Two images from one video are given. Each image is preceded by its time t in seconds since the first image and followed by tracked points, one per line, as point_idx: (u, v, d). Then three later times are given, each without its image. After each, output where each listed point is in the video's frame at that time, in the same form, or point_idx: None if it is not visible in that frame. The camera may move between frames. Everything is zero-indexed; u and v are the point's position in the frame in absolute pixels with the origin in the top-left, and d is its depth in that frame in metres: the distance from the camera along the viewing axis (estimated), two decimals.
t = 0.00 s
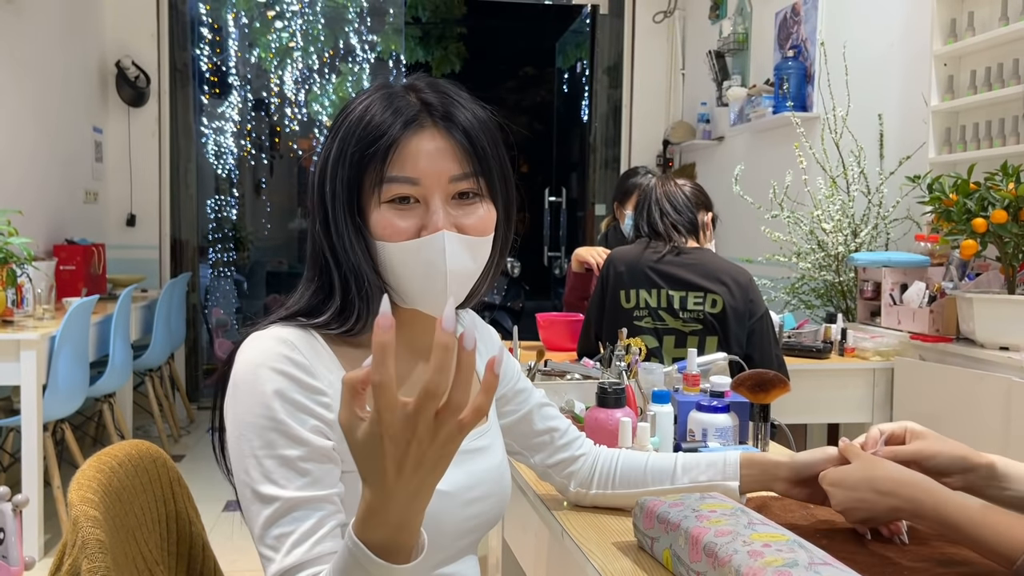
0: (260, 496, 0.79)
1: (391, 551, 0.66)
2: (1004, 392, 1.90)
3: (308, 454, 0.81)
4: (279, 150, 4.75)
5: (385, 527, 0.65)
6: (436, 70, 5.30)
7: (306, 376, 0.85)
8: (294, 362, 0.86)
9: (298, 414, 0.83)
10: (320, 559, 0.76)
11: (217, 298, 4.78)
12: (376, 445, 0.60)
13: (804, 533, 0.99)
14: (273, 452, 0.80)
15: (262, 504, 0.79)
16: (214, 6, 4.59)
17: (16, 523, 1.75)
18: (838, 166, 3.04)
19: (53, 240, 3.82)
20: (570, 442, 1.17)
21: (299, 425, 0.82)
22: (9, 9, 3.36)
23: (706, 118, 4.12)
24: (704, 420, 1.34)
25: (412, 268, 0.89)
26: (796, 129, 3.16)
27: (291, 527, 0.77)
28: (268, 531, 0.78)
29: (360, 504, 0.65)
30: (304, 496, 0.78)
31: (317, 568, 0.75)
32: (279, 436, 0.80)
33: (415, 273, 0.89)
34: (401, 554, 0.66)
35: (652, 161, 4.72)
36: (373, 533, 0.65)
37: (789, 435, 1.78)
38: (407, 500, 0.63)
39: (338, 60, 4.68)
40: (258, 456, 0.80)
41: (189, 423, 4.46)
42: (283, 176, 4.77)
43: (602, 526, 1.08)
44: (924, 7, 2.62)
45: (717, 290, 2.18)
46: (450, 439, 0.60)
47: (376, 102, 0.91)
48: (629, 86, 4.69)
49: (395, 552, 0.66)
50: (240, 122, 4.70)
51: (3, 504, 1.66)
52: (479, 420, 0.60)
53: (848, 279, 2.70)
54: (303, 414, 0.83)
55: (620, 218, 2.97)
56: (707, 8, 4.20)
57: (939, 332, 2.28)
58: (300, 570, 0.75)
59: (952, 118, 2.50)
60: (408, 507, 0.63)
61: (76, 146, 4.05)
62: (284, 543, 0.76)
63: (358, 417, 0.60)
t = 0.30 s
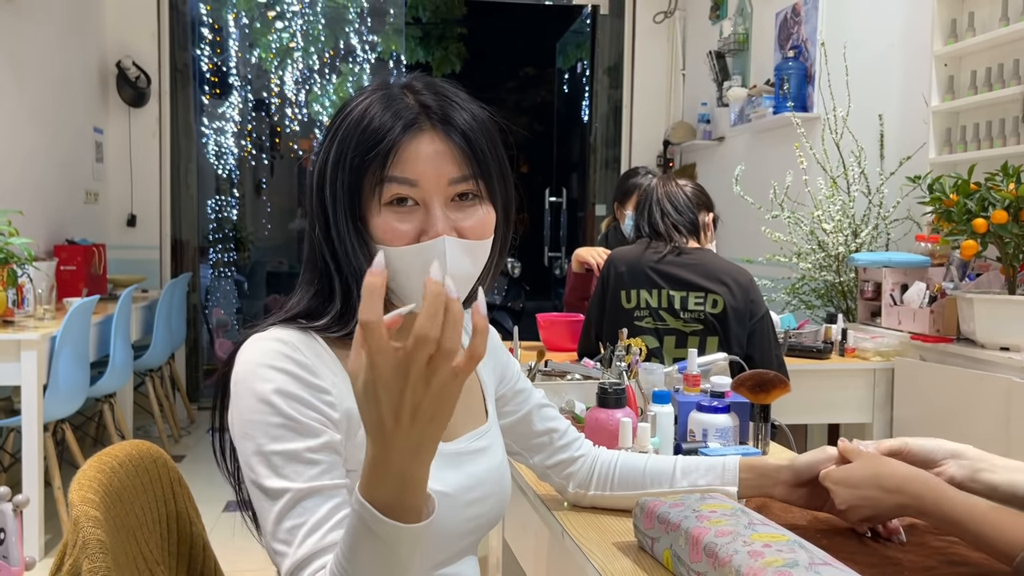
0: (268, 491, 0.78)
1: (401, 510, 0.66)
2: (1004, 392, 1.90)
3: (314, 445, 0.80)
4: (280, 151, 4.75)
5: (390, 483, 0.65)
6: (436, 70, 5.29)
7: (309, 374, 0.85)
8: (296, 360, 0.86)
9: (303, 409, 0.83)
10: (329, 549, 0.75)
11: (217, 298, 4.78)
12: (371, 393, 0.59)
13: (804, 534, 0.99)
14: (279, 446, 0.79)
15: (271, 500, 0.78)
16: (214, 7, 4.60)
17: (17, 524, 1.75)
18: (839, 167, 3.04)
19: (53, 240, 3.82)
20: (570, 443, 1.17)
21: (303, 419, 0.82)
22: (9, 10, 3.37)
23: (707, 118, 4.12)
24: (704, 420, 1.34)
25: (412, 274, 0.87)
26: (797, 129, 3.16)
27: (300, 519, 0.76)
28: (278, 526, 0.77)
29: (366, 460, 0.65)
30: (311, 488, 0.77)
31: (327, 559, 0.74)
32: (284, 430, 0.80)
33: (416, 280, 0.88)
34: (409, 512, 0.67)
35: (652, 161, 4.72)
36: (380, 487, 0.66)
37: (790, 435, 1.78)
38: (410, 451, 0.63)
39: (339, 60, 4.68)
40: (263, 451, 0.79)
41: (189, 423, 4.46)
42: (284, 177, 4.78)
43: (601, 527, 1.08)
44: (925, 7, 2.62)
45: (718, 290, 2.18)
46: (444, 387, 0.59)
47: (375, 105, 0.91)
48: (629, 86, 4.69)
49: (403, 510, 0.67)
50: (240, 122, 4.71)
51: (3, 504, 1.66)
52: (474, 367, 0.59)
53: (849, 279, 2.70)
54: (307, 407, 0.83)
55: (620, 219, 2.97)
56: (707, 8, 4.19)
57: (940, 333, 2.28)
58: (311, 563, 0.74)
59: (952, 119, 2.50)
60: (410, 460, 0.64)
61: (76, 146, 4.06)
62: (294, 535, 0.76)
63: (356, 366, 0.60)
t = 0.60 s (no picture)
0: (267, 486, 0.78)
1: (394, 502, 0.64)
2: (1006, 392, 1.90)
3: (313, 440, 0.79)
4: (280, 151, 4.75)
5: (384, 472, 0.63)
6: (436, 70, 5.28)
7: (311, 372, 0.85)
8: (298, 358, 0.85)
9: (304, 405, 0.82)
10: (325, 544, 0.73)
11: (218, 299, 4.78)
12: (364, 376, 0.59)
13: (804, 534, 0.99)
14: (277, 441, 0.79)
15: (270, 495, 0.78)
16: (214, 7, 4.59)
17: (17, 525, 1.75)
18: (840, 167, 3.04)
19: (53, 240, 3.82)
20: (572, 443, 1.16)
21: (302, 415, 0.81)
22: (9, 10, 3.37)
23: (707, 118, 4.11)
24: (705, 421, 1.34)
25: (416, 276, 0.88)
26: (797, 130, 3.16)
27: (297, 515, 0.75)
28: (275, 521, 0.76)
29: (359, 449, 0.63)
30: (311, 481, 0.76)
31: (322, 553, 0.72)
32: (284, 425, 0.80)
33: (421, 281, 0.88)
34: (404, 502, 0.65)
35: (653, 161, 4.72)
36: (372, 477, 0.64)
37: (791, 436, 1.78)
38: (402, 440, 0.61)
39: (339, 61, 4.68)
40: (262, 446, 0.79)
41: (189, 423, 4.46)
42: (284, 177, 4.78)
43: (602, 527, 1.08)
44: (925, 7, 2.62)
45: (719, 291, 2.18)
46: (437, 370, 0.58)
47: (377, 106, 0.90)
48: (630, 86, 4.69)
49: (396, 500, 0.64)
50: (240, 122, 4.70)
51: (3, 504, 1.66)
52: (468, 349, 0.58)
53: (850, 279, 2.70)
54: (308, 404, 0.83)
55: (621, 219, 2.97)
56: (708, 8, 4.18)
57: (941, 333, 2.28)
58: (306, 557, 0.73)
59: (953, 118, 2.49)
60: (404, 447, 0.62)
61: (76, 147, 4.06)
62: (291, 530, 0.75)
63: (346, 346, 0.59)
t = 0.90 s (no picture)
0: (256, 489, 0.77)
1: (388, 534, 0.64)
2: (1006, 393, 1.90)
3: (306, 446, 0.79)
4: (280, 151, 4.75)
5: (379, 505, 0.63)
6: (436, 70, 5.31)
7: (312, 371, 0.85)
8: (300, 357, 0.85)
9: (306, 409, 0.82)
10: (308, 554, 0.73)
11: (218, 299, 4.78)
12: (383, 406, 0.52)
13: (805, 534, 0.99)
14: (272, 443, 0.78)
15: (257, 497, 0.77)
16: (215, 7, 4.60)
17: (18, 525, 1.74)
18: (840, 167, 3.04)
19: (54, 241, 3.82)
20: (572, 443, 1.16)
21: (299, 418, 0.81)
22: (9, 11, 3.36)
23: (708, 118, 4.11)
24: (705, 421, 1.34)
25: (415, 275, 0.91)
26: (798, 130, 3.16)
27: (283, 523, 0.75)
28: (261, 524, 0.76)
29: (361, 477, 0.63)
30: (299, 490, 0.77)
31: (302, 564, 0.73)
32: (281, 428, 0.79)
33: (421, 279, 0.91)
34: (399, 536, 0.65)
35: (653, 161, 4.71)
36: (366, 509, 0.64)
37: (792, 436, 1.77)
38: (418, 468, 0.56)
39: (339, 61, 4.66)
40: (256, 447, 0.78)
41: (189, 424, 4.46)
42: (284, 177, 4.77)
43: (602, 527, 1.08)
44: (926, 7, 2.62)
45: (719, 291, 2.18)
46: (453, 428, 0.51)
47: (376, 106, 0.90)
48: (630, 87, 4.69)
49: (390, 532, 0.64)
50: (240, 123, 4.70)
51: (3, 504, 1.66)
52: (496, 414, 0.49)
53: (850, 280, 2.70)
54: (312, 409, 0.83)
55: (621, 219, 2.97)
56: (710, 9, 4.17)
57: (941, 333, 2.28)
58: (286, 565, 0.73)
59: (953, 119, 2.49)
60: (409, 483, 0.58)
61: (76, 147, 4.06)
62: (277, 536, 0.75)
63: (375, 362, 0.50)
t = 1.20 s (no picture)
0: (209, 473, 0.82)
1: None
2: (1006, 394, 1.90)
3: (268, 454, 0.83)
4: (280, 152, 4.75)
5: None
6: (436, 70, 5.52)
7: (308, 372, 0.85)
8: (300, 357, 0.84)
9: (286, 414, 0.83)
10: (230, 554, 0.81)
11: (218, 300, 4.78)
12: None
13: (804, 534, 0.99)
14: (237, 444, 0.82)
15: (205, 478, 0.83)
16: (215, 8, 4.59)
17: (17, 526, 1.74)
18: (840, 168, 3.05)
19: (54, 242, 3.82)
20: (573, 443, 1.16)
21: (272, 426, 0.82)
22: (9, 11, 3.36)
23: (708, 119, 4.11)
24: (705, 422, 1.34)
25: (414, 273, 0.92)
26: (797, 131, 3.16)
27: (218, 515, 0.82)
28: (201, 502, 0.82)
29: None
30: (242, 495, 0.82)
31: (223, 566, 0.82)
32: (251, 432, 0.82)
33: (420, 276, 0.92)
34: None
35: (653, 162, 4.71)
36: None
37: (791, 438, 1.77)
38: None
39: (339, 62, 4.69)
40: (220, 440, 0.82)
41: (190, 425, 4.45)
42: (284, 178, 4.78)
43: (602, 527, 1.08)
44: (925, 7, 2.63)
45: (719, 292, 2.18)
46: None
47: (382, 103, 0.91)
48: (630, 88, 4.69)
49: None
50: (240, 124, 4.70)
51: (3, 504, 1.66)
52: None
53: (850, 280, 2.70)
54: (294, 415, 0.83)
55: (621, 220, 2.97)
56: (710, 10, 4.17)
57: (941, 334, 2.29)
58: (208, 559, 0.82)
59: (953, 120, 2.50)
60: None
61: (77, 148, 4.06)
62: (208, 522, 0.82)
63: None
